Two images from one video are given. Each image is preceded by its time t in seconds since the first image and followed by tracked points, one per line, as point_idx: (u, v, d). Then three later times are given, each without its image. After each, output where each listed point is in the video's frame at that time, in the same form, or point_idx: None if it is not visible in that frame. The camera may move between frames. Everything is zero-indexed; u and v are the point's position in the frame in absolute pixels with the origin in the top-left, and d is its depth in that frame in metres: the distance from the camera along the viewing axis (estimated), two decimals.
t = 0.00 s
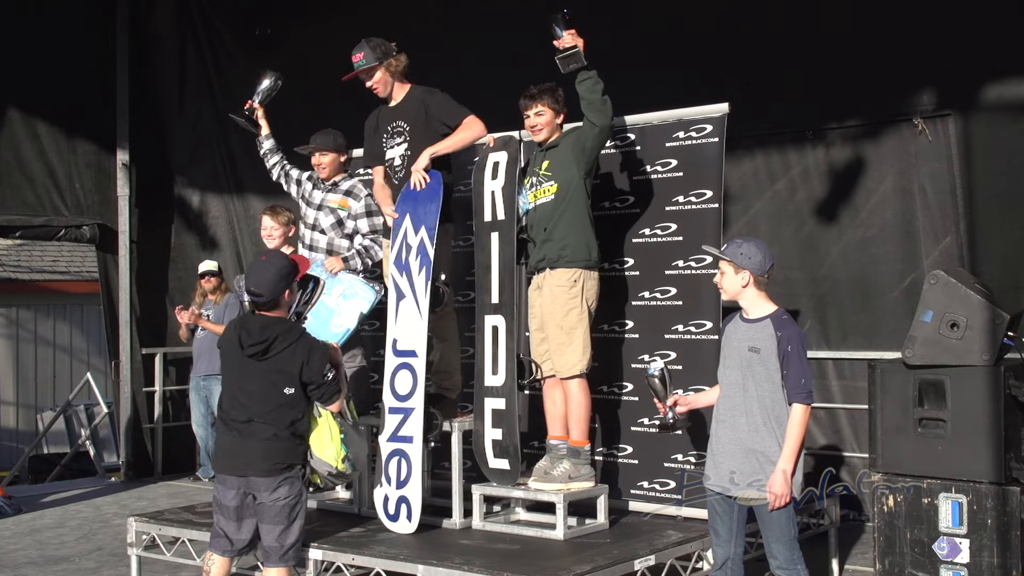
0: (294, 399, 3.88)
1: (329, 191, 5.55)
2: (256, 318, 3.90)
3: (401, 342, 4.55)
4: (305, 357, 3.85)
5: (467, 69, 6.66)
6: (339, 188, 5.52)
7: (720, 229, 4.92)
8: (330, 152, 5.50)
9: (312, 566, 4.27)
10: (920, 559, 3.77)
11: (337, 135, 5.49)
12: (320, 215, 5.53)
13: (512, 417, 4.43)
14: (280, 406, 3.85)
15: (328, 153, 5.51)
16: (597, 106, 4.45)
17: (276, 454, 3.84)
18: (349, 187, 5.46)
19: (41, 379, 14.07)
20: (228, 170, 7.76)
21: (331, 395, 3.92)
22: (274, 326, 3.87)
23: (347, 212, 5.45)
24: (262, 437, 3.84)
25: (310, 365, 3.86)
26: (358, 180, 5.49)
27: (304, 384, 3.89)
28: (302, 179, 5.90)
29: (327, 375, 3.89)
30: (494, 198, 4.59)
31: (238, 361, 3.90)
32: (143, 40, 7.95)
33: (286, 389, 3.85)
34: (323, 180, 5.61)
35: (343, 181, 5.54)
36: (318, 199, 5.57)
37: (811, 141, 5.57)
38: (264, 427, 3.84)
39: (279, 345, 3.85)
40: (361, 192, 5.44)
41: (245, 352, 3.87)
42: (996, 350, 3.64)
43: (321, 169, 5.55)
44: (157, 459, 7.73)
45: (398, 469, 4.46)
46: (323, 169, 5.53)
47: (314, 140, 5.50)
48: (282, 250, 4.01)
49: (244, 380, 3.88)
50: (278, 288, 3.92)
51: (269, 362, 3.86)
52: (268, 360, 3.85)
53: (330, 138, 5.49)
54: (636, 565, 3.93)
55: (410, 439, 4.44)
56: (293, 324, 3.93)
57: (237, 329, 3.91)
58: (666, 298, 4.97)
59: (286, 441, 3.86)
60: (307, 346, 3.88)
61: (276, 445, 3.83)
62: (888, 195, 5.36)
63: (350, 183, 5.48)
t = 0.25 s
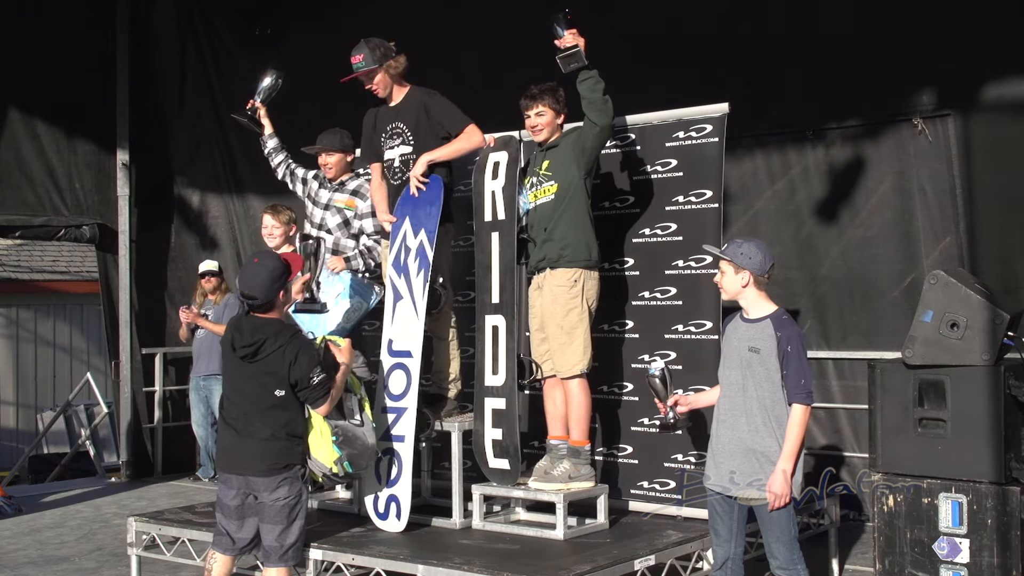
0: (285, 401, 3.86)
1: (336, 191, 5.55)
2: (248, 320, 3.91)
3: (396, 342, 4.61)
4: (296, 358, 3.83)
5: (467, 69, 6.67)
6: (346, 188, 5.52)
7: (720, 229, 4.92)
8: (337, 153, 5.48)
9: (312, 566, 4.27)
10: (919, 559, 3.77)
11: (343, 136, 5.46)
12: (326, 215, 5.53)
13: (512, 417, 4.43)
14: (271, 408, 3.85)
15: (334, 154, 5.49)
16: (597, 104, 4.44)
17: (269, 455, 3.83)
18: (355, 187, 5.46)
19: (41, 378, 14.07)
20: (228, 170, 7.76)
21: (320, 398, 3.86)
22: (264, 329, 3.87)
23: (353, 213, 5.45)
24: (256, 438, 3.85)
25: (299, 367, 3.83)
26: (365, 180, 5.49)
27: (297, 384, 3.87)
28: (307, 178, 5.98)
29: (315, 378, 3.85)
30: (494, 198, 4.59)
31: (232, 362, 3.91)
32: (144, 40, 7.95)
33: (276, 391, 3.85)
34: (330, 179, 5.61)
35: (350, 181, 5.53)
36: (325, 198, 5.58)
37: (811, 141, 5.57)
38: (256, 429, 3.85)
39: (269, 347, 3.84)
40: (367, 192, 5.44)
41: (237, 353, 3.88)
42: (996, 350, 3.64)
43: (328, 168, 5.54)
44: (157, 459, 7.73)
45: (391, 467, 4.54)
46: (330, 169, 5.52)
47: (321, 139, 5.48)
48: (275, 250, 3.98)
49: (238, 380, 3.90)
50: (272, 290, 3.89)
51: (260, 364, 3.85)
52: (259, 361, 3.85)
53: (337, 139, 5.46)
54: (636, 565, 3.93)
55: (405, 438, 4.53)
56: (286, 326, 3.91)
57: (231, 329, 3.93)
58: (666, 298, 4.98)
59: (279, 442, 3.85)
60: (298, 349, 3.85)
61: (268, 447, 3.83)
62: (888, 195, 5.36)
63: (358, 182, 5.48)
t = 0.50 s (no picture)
0: (278, 400, 3.87)
1: (338, 189, 5.57)
2: (245, 319, 3.92)
3: (399, 342, 4.62)
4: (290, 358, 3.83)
5: (467, 69, 6.67)
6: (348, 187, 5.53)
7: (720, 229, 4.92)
8: (340, 153, 5.47)
9: (312, 566, 4.27)
10: (919, 559, 3.77)
11: (347, 136, 5.44)
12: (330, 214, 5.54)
13: (512, 417, 4.43)
14: (265, 407, 3.87)
15: (339, 154, 5.48)
16: (597, 104, 4.44)
17: (263, 455, 3.84)
18: (358, 185, 5.48)
19: (41, 378, 14.07)
20: (229, 171, 7.76)
21: (314, 399, 3.85)
22: (258, 328, 3.88)
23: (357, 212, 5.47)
24: (250, 436, 3.87)
25: (292, 368, 3.83)
26: (367, 178, 5.51)
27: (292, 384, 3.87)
28: (312, 179, 6.03)
29: (307, 379, 3.84)
30: (494, 198, 4.59)
31: (229, 360, 3.94)
32: (144, 40, 7.95)
33: (269, 391, 3.85)
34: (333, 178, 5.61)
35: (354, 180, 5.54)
36: (329, 198, 5.58)
37: (810, 141, 5.57)
38: (250, 428, 3.87)
39: (262, 347, 3.85)
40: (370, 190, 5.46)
41: (232, 351, 3.91)
42: (996, 350, 3.64)
43: (331, 168, 5.54)
44: (157, 459, 7.72)
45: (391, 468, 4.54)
46: (334, 169, 5.52)
47: (325, 140, 5.46)
48: (272, 249, 3.97)
49: (234, 378, 3.92)
50: (269, 290, 3.89)
51: (253, 363, 3.87)
52: (253, 360, 3.86)
53: (342, 140, 5.43)
54: (636, 565, 3.93)
55: (406, 438, 4.53)
56: (281, 325, 3.91)
57: (228, 327, 3.96)
58: (666, 298, 4.98)
59: (274, 441, 3.86)
60: (292, 349, 3.85)
61: (261, 447, 3.85)
62: (888, 195, 5.36)
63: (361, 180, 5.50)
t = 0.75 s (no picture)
0: (276, 400, 3.87)
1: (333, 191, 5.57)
2: (245, 318, 3.93)
3: (399, 342, 4.63)
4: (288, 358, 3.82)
5: (467, 69, 6.66)
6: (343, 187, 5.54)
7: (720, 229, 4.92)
8: (335, 154, 5.48)
9: (312, 566, 4.27)
10: (920, 559, 3.77)
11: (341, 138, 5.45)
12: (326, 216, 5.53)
13: (512, 417, 4.42)
14: (264, 407, 3.87)
15: (333, 155, 5.48)
16: (597, 105, 4.43)
17: (263, 455, 3.84)
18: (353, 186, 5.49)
19: (41, 378, 14.07)
20: (229, 171, 7.77)
21: (314, 398, 3.84)
22: (257, 328, 3.89)
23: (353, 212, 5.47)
24: (250, 436, 3.87)
25: (290, 367, 3.83)
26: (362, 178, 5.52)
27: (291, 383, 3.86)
28: (306, 180, 6.07)
29: (307, 379, 3.84)
30: (494, 197, 4.59)
31: (229, 360, 3.95)
32: (144, 40, 7.95)
33: (268, 391, 3.85)
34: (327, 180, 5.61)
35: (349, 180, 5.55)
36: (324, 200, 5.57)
37: (810, 141, 5.57)
38: (250, 427, 3.88)
39: (260, 347, 3.85)
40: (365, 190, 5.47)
41: (232, 351, 3.92)
42: (996, 350, 3.64)
43: (326, 169, 5.52)
44: (156, 459, 7.72)
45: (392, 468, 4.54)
46: (328, 170, 5.51)
47: (319, 142, 5.46)
48: (271, 249, 3.96)
49: (234, 377, 3.93)
50: (269, 290, 3.89)
51: (252, 362, 3.87)
52: (252, 360, 3.87)
53: (336, 140, 5.45)
54: (636, 565, 3.93)
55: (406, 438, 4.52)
56: (281, 325, 3.91)
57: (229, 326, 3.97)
58: (666, 298, 4.97)
59: (273, 441, 3.86)
60: (290, 349, 3.84)
61: (259, 446, 3.85)
62: (888, 195, 5.36)
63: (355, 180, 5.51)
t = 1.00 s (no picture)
0: (274, 399, 3.87)
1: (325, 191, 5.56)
2: (243, 318, 3.93)
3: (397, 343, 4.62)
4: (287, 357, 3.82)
5: (467, 70, 6.66)
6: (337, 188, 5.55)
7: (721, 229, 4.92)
8: (329, 154, 5.45)
9: (312, 566, 4.27)
10: (919, 559, 3.77)
11: (335, 137, 5.44)
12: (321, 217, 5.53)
13: (512, 417, 4.43)
14: (262, 406, 3.87)
15: (327, 155, 5.45)
16: (597, 105, 4.42)
17: (261, 454, 3.84)
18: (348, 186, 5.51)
19: (41, 378, 14.07)
20: (229, 171, 7.81)
21: (321, 390, 3.89)
22: (254, 327, 3.89)
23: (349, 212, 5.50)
24: (248, 435, 3.87)
25: (288, 367, 3.83)
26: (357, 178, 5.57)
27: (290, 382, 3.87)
28: (296, 181, 6.05)
29: (309, 375, 3.85)
30: (494, 197, 4.59)
31: (228, 359, 3.95)
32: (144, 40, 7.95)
33: (265, 390, 3.85)
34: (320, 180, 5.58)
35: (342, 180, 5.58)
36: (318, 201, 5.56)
37: (811, 141, 5.57)
38: (248, 427, 3.88)
39: (257, 347, 3.85)
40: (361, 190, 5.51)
41: (230, 350, 3.91)
42: (996, 350, 3.64)
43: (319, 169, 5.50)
44: (156, 459, 7.72)
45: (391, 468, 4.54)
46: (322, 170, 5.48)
47: (312, 142, 5.42)
48: (270, 249, 3.95)
49: (233, 376, 3.92)
50: (266, 290, 3.89)
51: (249, 362, 3.86)
52: (249, 360, 3.86)
53: (329, 140, 5.42)
54: (636, 565, 3.93)
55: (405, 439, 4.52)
56: (279, 324, 3.91)
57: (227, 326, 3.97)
58: (666, 298, 4.98)
59: (272, 440, 3.86)
60: (288, 348, 3.84)
61: (257, 446, 3.85)
62: (888, 195, 5.36)
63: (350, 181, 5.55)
